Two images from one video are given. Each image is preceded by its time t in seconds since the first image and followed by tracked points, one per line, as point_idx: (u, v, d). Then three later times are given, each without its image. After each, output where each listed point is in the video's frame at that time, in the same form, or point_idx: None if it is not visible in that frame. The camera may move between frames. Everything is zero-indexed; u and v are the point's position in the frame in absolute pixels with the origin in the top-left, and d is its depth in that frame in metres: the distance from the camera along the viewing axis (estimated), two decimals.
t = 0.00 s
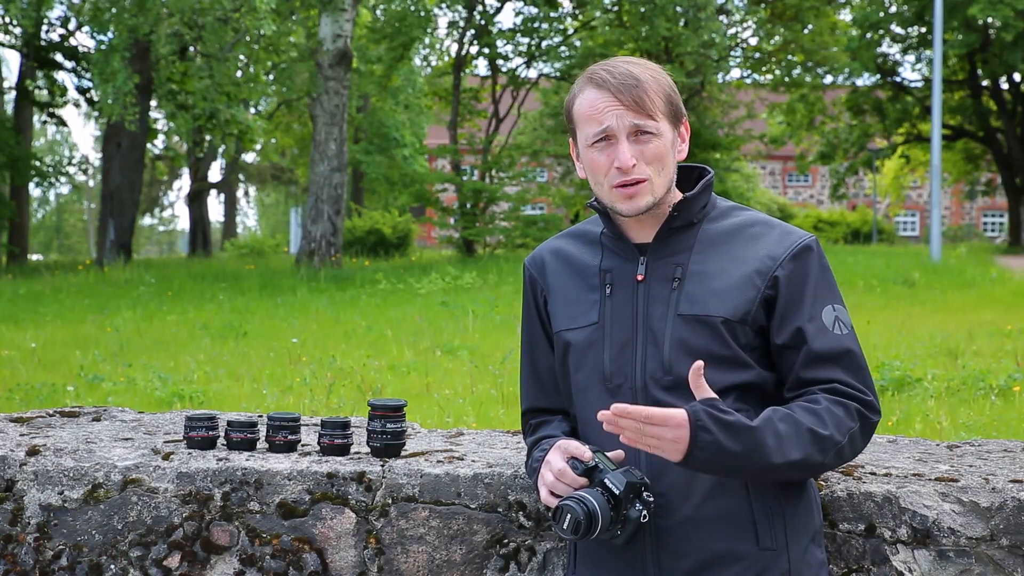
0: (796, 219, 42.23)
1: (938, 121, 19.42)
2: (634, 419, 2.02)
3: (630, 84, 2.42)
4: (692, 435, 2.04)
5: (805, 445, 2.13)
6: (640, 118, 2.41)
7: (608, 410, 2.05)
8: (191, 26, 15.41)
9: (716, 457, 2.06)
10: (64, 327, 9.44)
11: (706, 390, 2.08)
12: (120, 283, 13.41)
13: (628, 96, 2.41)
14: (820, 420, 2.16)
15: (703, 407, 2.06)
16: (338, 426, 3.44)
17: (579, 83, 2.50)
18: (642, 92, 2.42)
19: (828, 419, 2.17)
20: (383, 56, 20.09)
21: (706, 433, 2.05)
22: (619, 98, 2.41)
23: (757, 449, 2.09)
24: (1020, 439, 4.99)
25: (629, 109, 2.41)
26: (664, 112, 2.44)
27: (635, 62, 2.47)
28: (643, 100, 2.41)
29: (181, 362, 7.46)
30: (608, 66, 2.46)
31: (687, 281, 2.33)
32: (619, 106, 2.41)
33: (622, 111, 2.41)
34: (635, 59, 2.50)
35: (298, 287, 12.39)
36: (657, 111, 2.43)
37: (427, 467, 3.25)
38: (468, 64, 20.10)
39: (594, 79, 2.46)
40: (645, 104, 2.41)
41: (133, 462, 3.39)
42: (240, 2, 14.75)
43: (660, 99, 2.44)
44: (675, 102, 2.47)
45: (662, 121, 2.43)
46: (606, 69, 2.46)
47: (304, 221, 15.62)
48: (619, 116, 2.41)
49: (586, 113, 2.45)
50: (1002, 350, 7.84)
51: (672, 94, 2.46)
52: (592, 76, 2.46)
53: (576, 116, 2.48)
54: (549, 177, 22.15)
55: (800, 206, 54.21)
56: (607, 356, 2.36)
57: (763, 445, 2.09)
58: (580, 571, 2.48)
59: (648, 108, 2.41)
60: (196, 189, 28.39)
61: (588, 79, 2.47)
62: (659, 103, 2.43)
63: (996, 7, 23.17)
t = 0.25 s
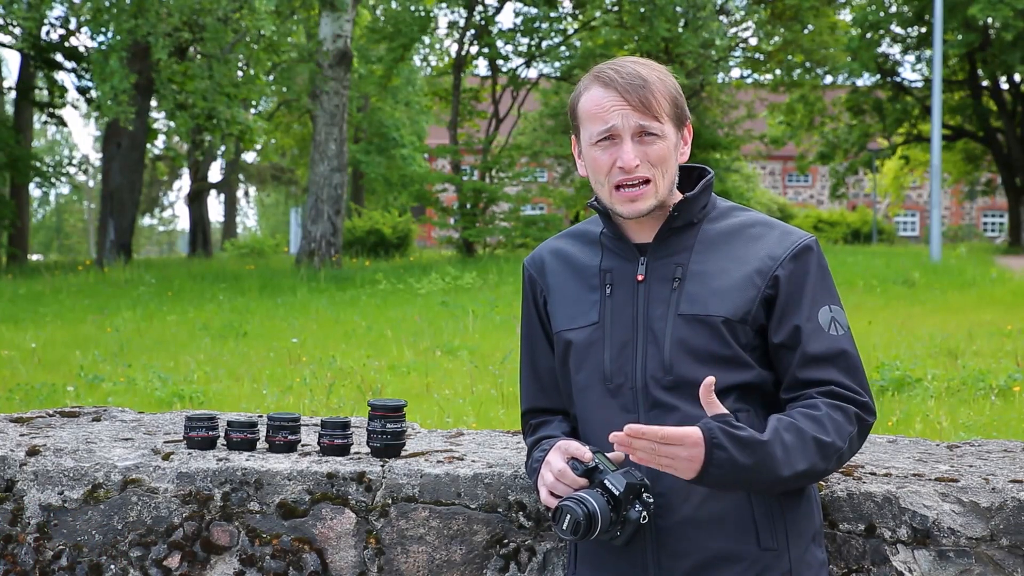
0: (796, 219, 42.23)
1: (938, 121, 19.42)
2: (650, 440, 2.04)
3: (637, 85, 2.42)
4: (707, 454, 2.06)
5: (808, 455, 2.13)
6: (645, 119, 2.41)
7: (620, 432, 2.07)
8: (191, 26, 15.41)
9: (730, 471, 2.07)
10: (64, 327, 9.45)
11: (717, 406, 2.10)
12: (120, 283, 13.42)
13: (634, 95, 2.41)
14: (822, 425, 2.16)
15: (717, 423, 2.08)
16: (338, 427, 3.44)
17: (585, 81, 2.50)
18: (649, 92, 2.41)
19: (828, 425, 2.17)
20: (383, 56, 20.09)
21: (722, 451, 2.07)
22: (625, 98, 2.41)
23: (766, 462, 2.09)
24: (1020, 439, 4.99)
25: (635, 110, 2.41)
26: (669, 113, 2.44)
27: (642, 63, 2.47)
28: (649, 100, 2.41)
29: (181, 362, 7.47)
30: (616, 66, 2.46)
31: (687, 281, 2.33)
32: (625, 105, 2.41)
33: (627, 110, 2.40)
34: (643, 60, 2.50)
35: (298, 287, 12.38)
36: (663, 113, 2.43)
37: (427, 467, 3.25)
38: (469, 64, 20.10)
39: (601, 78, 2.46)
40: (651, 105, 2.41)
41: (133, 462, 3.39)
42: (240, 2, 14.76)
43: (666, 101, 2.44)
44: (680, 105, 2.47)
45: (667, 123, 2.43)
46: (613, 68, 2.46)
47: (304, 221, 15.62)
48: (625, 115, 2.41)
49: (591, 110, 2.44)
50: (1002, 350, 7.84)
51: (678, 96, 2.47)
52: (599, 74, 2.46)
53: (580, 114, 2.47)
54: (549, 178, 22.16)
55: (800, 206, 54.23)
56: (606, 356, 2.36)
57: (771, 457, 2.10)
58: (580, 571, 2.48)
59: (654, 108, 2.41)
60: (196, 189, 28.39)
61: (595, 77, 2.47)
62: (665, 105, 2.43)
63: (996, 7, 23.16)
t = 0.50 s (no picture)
0: (796, 219, 42.22)
1: (938, 121, 19.40)
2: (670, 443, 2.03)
3: (644, 81, 2.43)
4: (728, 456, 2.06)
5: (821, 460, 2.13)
6: (650, 116, 2.41)
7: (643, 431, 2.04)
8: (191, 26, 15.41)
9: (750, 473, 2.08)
10: (65, 328, 9.45)
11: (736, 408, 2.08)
12: (120, 283, 13.42)
13: (641, 92, 2.41)
14: (832, 428, 2.16)
15: (736, 423, 2.08)
16: (338, 427, 3.44)
17: (591, 77, 2.50)
18: (655, 89, 2.42)
19: (838, 428, 2.16)
20: (383, 56, 20.09)
21: (743, 452, 2.07)
22: (632, 93, 2.41)
23: (782, 463, 2.09)
24: (1020, 440, 4.99)
25: (641, 106, 2.41)
26: (674, 113, 2.45)
27: (649, 62, 2.48)
28: (655, 98, 2.41)
29: (181, 362, 7.47)
30: (622, 62, 2.46)
31: (688, 281, 2.33)
32: (631, 101, 2.41)
33: (633, 105, 2.41)
34: (649, 59, 2.51)
35: (298, 287, 12.38)
36: (668, 111, 2.43)
37: (427, 467, 3.25)
38: (469, 64, 20.10)
39: (608, 74, 2.46)
40: (657, 101, 2.42)
41: (133, 463, 3.39)
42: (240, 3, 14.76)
43: (671, 99, 2.44)
44: (685, 105, 2.47)
45: (672, 121, 2.44)
46: (619, 65, 2.46)
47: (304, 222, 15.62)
48: (630, 111, 2.41)
49: (596, 106, 2.45)
50: (1002, 350, 7.85)
51: (684, 96, 2.47)
52: (606, 70, 2.46)
53: (585, 109, 2.47)
54: (549, 178, 22.16)
55: (800, 207, 54.22)
56: (607, 356, 2.36)
57: (789, 459, 2.09)
58: (580, 571, 2.48)
59: (659, 105, 2.42)
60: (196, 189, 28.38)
61: (601, 73, 2.47)
62: (670, 103, 2.44)
63: (996, 7, 23.15)
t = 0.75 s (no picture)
0: (796, 219, 42.22)
1: (938, 121, 19.39)
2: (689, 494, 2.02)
3: (651, 82, 2.42)
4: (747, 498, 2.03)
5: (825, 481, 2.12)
6: (656, 116, 2.41)
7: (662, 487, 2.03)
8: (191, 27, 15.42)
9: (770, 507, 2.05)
10: (65, 327, 9.45)
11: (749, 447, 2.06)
12: (120, 283, 13.42)
13: (646, 92, 2.41)
14: (835, 440, 2.15)
15: (751, 464, 2.06)
16: (337, 427, 3.44)
17: (595, 75, 2.50)
18: (661, 89, 2.42)
19: (840, 440, 2.16)
20: (383, 56, 20.09)
21: (761, 491, 2.04)
22: (638, 93, 2.41)
23: (796, 492, 2.07)
24: (1019, 439, 4.99)
25: (646, 106, 2.41)
26: (679, 113, 2.45)
27: (656, 61, 2.48)
28: (660, 98, 2.41)
29: (181, 362, 7.47)
30: (629, 61, 2.46)
31: (688, 281, 2.33)
32: (637, 100, 2.41)
33: (639, 105, 2.40)
34: (656, 58, 2.51)
35: (299, 287, 12.38)
36: (673, 111, 2.43)
37: (427, 468, 3.25)
38: (469, 64, 20.10)
39: (614, 72, 2.45)
40: (663, 101, 2.41)
41: (133, 463, 3.38)
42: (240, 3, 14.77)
43: (677, 100, 2.44)
44: (691, 106, 2.47)
45: (677, 122, 2.44)
46: (625, 64, 2.46)
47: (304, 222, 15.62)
48: (636, 110, 2.41)
49: (601, 104, 2.44)
50: (1002, 350, 7.85)
51: (689, 97, 2.47)
52: (611, 69, 2.46)
53: (589, 107, 2.47)
54: (549, 178, 22.17)
55: (800, 206, 54.22)
56: (607, 356, 2.36)
57: (800, 486, 2.07)
58: (580, 571, 2.48)
59: (665, 105, 2.42)
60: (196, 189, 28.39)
61: (607, 71, 2.46)
62: (675, 104, 2.44)
63: (996, 7, 23.14)
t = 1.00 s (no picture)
0: (795, 220, 42.21)
1: (938, 121, 19.38)
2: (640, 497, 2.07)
3: (652, 82, 2.42)
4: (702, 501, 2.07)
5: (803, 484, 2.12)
6: (657, 116, 2.40)
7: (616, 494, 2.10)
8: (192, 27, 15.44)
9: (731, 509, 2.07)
10: (64, 328, 9.46)
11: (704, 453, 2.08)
12: (120, 284, 13.42)
13: (648, 92, 2.40)
14: (818, 444, 2.15)
15: (706, 468, 2.09)
16: (338, 427, 3.45)
17: (597, 74, 2.49)
18: (663, 90, 2.41)
19: (823, 445, 2.16)
20: (383, 56, 20.09)
21: (716, 494, 2.07)
22: (640, 94, 2.41)
23: (756, 498, 2.08)
24: (1020, 439, 4.99)
25: (649, 106, 2.40)
26: (680, 114, 2.44)
27: (658, 61, 2.47)
28: (662, 98, 2.41)
29: (181, 362, 7.48)
30: (631, 62, 2.45)
31: (688, 282, 2.33)
32: (639, 101, 2.40)
33: (641, 106, 2.40)
34: (658, 59, 2.50)
35: (298, 287, 12.39)
36: (675, 111, 2.42)
37: (427, 468, 3.25)
38: (469, 65, 20.10)
39: (615, 72, 2.45)
40: (665, 102, 2.41)
41: (134, 463, 3.38)
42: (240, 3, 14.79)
43: (678, 100, 2.43)
44: (692, 106, 2.47)
45: (678, 122, 2.43)
46: (626, 64, 2.45)
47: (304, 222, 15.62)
48: (638, 111, 2.40)
49: (603, 104, 2.44)
50: (1002, 350, 7.85)
51: (691, 98, 2.46)
52: (613, 69, 2.45)
53: (591, 108, 2.47)
54: (549, 178, 22.18)
55: (800, 206, 54.22)
56: (607, 357, 2.36)
57: (766, 490, 2.09)
58: (580, 570, 2.48)
59: (666, 106, 2.41)
60: (196, 189, 28.38)
61: (608, 71, 2.46)
62: (677, 105, 2.43)
63: (996, 8, 23.15)
